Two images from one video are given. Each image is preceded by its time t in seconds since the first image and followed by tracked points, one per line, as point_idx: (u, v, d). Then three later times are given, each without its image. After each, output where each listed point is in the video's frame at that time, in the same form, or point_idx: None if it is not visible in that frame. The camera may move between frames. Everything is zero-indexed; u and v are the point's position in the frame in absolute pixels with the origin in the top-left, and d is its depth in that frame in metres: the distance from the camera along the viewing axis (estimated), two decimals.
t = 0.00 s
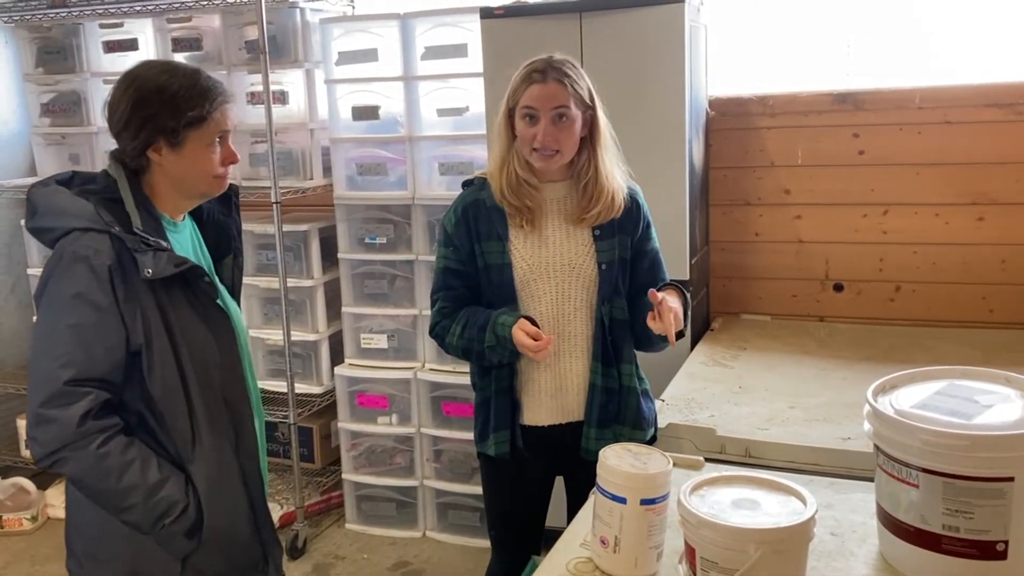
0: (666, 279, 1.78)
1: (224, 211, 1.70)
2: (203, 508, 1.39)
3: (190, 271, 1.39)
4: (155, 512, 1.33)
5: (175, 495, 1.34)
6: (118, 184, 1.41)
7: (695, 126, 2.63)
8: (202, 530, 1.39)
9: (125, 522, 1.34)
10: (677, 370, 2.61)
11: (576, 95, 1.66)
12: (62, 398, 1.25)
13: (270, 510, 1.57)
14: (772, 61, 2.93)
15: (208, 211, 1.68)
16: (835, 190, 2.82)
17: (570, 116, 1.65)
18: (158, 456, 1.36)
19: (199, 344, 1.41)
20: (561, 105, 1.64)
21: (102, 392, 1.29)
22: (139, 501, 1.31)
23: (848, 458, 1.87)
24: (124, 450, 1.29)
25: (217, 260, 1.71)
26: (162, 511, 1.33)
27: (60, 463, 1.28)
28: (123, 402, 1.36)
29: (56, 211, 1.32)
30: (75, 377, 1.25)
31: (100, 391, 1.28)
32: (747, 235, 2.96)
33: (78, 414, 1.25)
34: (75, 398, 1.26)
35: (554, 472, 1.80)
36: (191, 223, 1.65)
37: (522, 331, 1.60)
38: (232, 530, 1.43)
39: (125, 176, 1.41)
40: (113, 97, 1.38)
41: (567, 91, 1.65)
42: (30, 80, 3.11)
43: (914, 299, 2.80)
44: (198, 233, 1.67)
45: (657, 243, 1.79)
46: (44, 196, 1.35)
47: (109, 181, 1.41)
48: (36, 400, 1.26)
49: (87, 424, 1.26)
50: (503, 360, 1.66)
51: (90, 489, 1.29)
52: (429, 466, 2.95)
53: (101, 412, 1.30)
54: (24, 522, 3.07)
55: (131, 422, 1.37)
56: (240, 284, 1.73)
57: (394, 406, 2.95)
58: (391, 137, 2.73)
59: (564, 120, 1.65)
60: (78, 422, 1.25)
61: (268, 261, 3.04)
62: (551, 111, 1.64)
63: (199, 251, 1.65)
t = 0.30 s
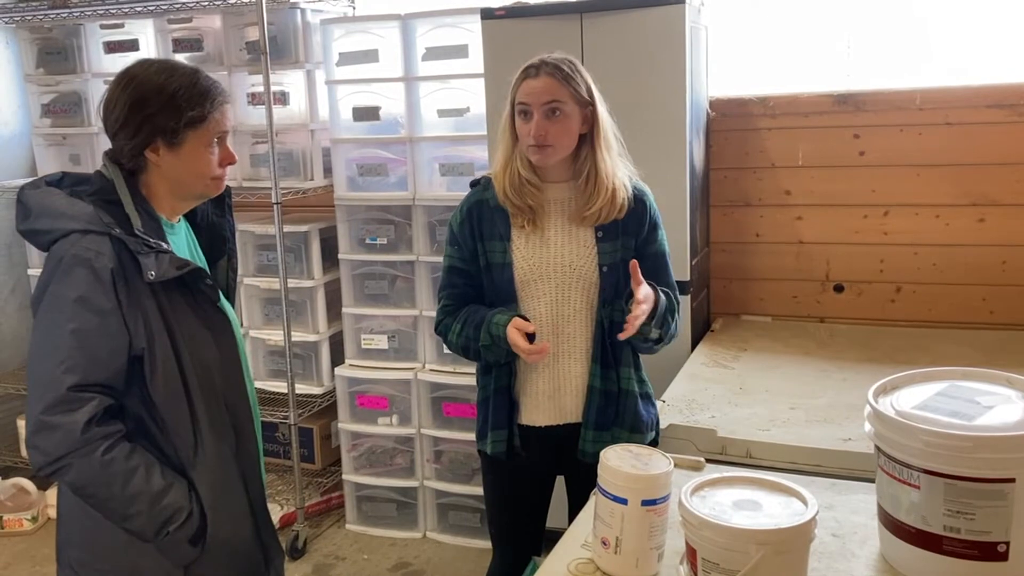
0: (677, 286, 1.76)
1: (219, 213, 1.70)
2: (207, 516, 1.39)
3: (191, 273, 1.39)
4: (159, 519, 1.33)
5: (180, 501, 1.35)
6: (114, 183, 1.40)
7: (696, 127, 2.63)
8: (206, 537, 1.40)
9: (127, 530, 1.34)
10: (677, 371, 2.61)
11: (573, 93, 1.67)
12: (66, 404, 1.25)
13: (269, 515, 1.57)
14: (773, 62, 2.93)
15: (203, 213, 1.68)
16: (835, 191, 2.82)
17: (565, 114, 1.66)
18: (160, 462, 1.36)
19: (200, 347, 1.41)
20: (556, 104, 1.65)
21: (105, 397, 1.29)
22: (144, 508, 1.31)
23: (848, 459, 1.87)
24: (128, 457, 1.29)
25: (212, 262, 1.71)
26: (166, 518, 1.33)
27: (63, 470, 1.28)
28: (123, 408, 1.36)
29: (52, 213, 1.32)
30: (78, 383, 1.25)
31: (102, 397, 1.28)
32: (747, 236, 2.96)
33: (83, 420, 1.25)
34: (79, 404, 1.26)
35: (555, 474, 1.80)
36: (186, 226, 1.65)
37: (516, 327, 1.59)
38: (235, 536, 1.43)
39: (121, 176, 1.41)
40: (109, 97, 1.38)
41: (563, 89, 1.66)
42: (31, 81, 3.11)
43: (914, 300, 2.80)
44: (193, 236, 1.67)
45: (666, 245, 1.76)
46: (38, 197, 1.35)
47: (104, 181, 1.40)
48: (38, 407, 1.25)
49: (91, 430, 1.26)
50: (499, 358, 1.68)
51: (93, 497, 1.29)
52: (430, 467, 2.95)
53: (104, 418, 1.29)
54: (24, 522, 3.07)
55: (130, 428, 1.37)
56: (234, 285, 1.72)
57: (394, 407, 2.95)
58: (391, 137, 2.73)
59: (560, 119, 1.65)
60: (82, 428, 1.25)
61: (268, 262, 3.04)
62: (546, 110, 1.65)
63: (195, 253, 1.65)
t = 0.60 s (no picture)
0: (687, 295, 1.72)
1: (218, 214, 1.70)
2: (208, 519, 1.39)
3: (193, 276, 1.39)
4: (160, 522, 1.33)
5: (181, 505, 1.35)
6: (116, 184, 1.40)
7: (696, 129, 2.63)
8: (207, 541, 1.40)
9: (128, 533, 1.34)
10: (677, 372, 2.61)
11: (566, 95, 1.66)
12: (69, 407, 1.25)
13: (270, 518, 1.57)
14: (773, 63, 2.93)
15: (202, 215, 1.68)
16: (836, 192, 2.82)
17: (557, 116, 1.66)
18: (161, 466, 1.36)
19: (200, 349, 1.41)
20: (547, 106, 1.66)
21: (107, 400, 1.29)
22: (145, 511, 1.31)
23: (848, 460, 1.87)
24: (130, 460, 1.29)
25: (211, 263, 1.71)
26: (167, 522, 1.33)
27: (65, 473, 1.28)
28: (124, 410, 1.36)
29: (52, 214, 1.32)
30: (80, 386, 1.25)
31: (104, 401, 1.28)
32: (747, 237, 2.96)
33: (85, 423, 1.25)
34: (81, 407, 1.26)
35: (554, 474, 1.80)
36: (186, 228, 1.65)
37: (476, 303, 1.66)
38: (235, 539, 1.43)
39: (122, 176, 1.41)
40: (113, 97, 1.38)
41: (556, 90, 1.66)
42: (31, 82, 3.11)
43: (914, 301, 2.80)
44: (193, 237, 1.67)
45: (675, 247, 1.72)
46: (38, 199, 1.35)
47: (105, 181, 1.40)
48: (40, 410, 1.25)
49: (94, 434, 1.26)
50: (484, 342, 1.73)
51: (95, 500, 1.29)
52: (430, 468, 2.95)
53: (106, 421, 1.29)
54: (24, 523, 3.07)
55: (131, 431, 1.36)
56: (235, 288, 1.70)
57: (394, 408, 2.95)
58: (392, 138, 2.73)
59: (551, 121, 1.66)
60: (85, 431, 1.25)
61: (268, 263, 3.04)
62: (538, 111, 1.66)
63: (195, 254, 1.65)
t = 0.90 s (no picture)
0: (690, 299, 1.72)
1: (215, 216, 1.69)
2: (211, 519, 1.39)
3: (194, 277, 1.39)
4: (164, 522, 1.33)
5: (184, 505, 1.34)
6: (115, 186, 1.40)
7: (696, 130, 2.64)
8: (210, 540, 1.40)
9: (132, 534, 1.34)
10: (677, 373, 2.61)
11: (556, 102, 1.66)
12: (71, 408, 1.25)
13: (272, 518, 1.57)
14: (773, 65, 2.93)
15: (199, 217, 1.67)
16: (835, 194, 2.82)
17: (548, 124, 1.66)
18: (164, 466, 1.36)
19: (201, 350, 1.41)
20: (537, 114, 1.66)
21: (109, 401, 1.29)
22: (148, 511, 1.31)
23: (847, 461, 1.87)
24: (133, 460, 1.29)
25: (209, 265, 1.70)
26: (171, 522, 1.33)
27: (68, 474, 1.27)
28: (126, 411, 1.36)
29: (52, 217, 1.32)
30: (83, 387, 1.25)
31: (107, 401, 1.28)
32: (746, 238, 2.96)
33: (88, 424, 1.25)
34: (84, 408, 1.25)
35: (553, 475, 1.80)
36: (183, 229, 1.65)
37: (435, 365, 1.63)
38: (239, 538, 1.43)
39: (120, 178, 1.40)
40: (112, 99, 1.38)
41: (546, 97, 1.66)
42: (31, 83, 3.11)
43: (913, 302, 2.81)
44: (190, 239, 1.67)
45: (678, 251, 1.70)
46: (37, 202, 1.35)
47: (104, 184, 1.39)
48: (42, 412, 1.25)
49: (97, 434, 1.26)
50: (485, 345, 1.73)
51: (98, 502, 1.29)
52: (429, 469, 2.95)
53: (108, 422, 1.29)
54: (24, 525, 3.06)
55: (134, 432, 1.36)
56: (231, 291, 1.70)
57: (394, 409, 2.95)
58: (392, 140, 2.73)
59: (543, 129, 1.66)
60: (88, 432, 1.25)
61: (268, 264, 3.04)
62: (529, 119, 1.67)
63: (191, 256, 1.65)
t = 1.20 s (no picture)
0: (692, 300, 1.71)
1: (212, 217, 1.69)
2: (212, 518, 1.39)
3: (192, 277, 1.39)
4: (164, 522, 1.33)
5: (185, 504, 1.34)
6: (112, 188, 1.40)
7: (695, 132, 2.64)
8: (211, 539, 1.40)
9: (133, 534, 1.34)
10: (676, 375, 2.61)
11: (559, 99, 1.67)
12: (71, 409, 1.25)
13: (273, 517, 1.57)
14: (773, 66, 2.93)
15: (197, 218, 1.67)
16: (835, 195, 2.82)
17: (550, 120, 1.67)
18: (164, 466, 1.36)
19: (200, 351, 1.41)
20: (539, 111, 1.67)
21: (109, 402, 1.28)
22: (149, 511, 1.31)
23: (847, 462, 1.87)
24: (133, 460, 1.29)
25: (207, 266, 1.70)
26: (172, 521, 1.33)
27: (68, 475, 1.27)
28: (126, 412, 1.36)
29: (50, 219, 1.32)
30: (82, 388, 1.25)
31: (107, 402, 1.28)
32: (746, 240, 2.96)
33: (88, 425, 1.25)
34: (84, 409, 1.25)
35: (553, 477, 1.80)
36: (180, 231, 1.65)
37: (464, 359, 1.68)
38: (239, 537, 1.43)
39: (117, 180, 1.40)
40: (109, 100, 1.38)
41: (548, 95, 1.67)
42: (31, 84, 3.11)
43: (913, 304, 2.81)
44: (187, 240, 1.67)
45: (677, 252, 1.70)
46: (36, 205, 1.35)
47: (101, 186, 1.39)
48: (42, 414, 1.25)
49: (97, 435, 1.26)
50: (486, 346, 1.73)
51: (99, 502, 1.29)
52: (429, 470, 2.95)
53: (108, 422, 1.29)
54: (23, 526, 3.06)
55: (134, 432, 1.36)
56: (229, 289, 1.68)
57: (394, 411, 2.95)
58: (391, 141, 2.73)
59: (544, 125, 1.67)
60: (88, 433, 1.25)
61: (268, 266, 3.04)
62: (531, 115, 1.67)
63: (189, 257, 1.65)
